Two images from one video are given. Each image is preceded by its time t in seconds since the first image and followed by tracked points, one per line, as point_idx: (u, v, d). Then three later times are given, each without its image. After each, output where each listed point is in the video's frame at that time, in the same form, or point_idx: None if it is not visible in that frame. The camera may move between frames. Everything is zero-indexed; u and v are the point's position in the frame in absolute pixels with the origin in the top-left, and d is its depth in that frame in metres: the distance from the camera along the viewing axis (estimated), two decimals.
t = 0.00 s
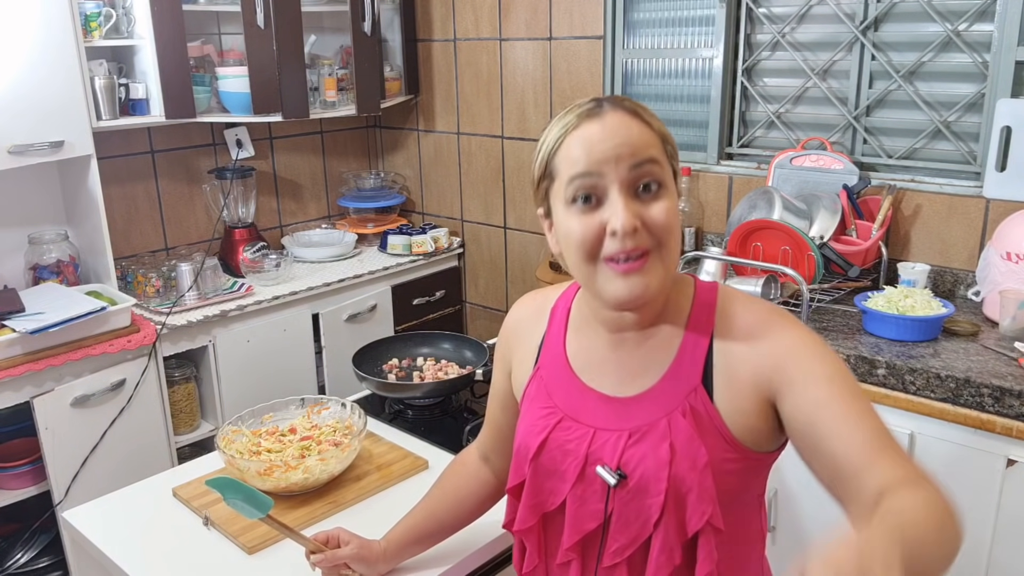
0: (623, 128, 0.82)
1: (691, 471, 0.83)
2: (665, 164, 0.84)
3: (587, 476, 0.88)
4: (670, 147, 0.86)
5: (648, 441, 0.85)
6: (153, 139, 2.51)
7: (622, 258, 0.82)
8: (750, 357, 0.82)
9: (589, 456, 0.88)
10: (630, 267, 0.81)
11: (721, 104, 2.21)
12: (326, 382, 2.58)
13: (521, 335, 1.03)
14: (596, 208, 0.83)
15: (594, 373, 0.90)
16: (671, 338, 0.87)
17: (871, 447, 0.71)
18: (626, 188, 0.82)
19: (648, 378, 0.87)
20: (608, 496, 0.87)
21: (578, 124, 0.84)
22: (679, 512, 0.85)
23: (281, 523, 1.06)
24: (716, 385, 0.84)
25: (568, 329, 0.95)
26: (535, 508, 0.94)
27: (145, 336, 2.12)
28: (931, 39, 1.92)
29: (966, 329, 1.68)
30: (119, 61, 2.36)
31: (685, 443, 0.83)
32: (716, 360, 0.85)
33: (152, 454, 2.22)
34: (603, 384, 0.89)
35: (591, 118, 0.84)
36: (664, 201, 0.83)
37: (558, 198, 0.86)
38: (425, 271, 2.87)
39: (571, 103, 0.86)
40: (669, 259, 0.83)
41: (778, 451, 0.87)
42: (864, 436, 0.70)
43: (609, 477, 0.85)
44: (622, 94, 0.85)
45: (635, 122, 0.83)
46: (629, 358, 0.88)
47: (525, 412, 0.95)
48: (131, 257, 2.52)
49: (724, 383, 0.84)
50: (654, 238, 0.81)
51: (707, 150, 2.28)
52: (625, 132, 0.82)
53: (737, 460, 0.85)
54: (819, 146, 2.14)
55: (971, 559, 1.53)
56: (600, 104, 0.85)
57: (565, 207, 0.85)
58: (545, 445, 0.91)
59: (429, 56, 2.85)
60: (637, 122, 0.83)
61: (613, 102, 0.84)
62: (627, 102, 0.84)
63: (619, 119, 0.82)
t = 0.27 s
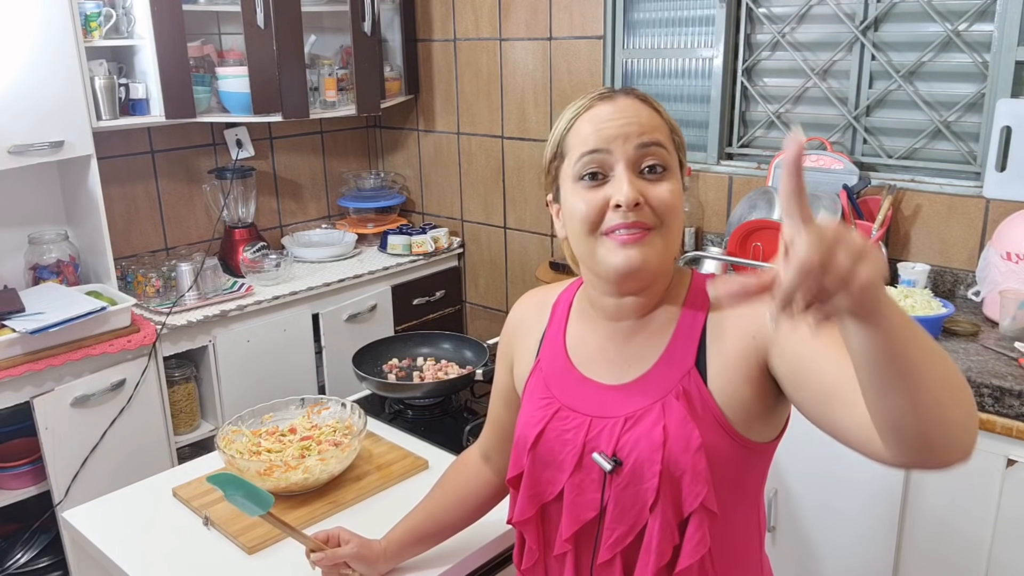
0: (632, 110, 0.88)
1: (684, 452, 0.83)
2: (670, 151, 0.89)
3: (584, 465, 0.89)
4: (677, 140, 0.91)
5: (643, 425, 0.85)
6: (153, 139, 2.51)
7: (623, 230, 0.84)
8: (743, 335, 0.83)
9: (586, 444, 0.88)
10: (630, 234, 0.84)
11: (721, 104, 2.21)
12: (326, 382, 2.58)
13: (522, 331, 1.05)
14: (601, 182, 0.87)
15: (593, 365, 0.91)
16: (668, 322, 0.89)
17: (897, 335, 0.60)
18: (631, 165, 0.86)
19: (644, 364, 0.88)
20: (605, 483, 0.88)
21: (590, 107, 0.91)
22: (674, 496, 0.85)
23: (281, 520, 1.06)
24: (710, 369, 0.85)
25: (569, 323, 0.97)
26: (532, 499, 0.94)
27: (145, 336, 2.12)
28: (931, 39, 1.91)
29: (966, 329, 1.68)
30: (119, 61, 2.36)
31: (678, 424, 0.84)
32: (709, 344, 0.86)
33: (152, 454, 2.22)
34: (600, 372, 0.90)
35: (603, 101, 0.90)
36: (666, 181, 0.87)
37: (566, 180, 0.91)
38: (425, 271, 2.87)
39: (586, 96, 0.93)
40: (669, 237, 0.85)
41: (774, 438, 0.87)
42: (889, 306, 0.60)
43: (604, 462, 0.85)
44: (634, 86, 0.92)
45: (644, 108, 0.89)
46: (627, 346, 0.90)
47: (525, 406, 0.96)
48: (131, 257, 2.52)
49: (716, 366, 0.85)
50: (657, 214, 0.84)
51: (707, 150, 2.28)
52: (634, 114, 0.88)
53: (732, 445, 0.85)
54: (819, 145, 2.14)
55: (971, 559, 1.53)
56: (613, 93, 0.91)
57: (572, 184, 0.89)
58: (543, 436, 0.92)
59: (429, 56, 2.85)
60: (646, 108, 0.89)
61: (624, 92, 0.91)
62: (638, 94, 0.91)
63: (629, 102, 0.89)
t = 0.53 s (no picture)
0: (625, 121, 0.87)
1: (679, 445, 0.83)
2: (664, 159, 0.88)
3: (581, 458, 0.89)
4: (668, 145, 0.91)
5: (639, 418, 0.85)
6: (153, 139, 2.51)
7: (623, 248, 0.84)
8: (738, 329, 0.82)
9: (583, 438, 0.88)
10: (630, 252, 0.84)
11: (721, 104, 2.21)
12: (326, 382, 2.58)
13: (523, 328, 1.05)
14: (598, 197, 0.87)
15: (591, 360, 0.92)
16: (664, 319, 0.89)
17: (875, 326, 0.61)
18: (627, 180, 0.86)
19: (641, 359, 0.88)
20: (601, 476, 0.88)
21: (582, 118, 0.89)
22: (670, 488, 0.85)
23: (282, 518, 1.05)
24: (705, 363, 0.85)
25: (569, 319, 0.98)
26: (531, 494, 0.95)
27: (145, 336, 2.12)
28: (931, 39, 1.91)
29: (966, 329, 1.68)
30: (118, 61, 2.36)
31: (673, 417, 0.84)
32: (705, 339, 0.86)
33: (152, 454, 2.22)
34: (598, 367, 0.91)
35: (594, 112, 0.89)
36: (662, 193, 0.86)
37: (562, 193, 0.90)
38: (425, 271, 2.87)
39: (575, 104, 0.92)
40: (667, 250, 0.86)
41: (771, 432, 0.86)
42: (862, 298, 0.60)
43: (601, 455, 0.86)
44: (624, 92, 0.91)
45: (636, 118, 0.88)
46: (624, 342, 0.90)
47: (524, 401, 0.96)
48: (131, 257, 2.52)
49: (712, 360, 0.84)
50: (655, 229, 0.84)
51: (707, 150, 2.28)
52: (626, 126, 0.87)
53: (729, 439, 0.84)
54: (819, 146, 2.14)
55: (971, 559, 1.53)
56: (603, 100, 0.90)
57: (569, 199, 0.89)
58: (541, 430, 0.92)
59: (429, 56, 2.85)
60: (638, 117, 0.88)
61: (615, 99, 0.90)
62: (628, 99, 0.90)
63: (620, 112, 0.88)
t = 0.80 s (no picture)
0: (624, 114, 0.87)
1: (683, 449, 0.83)
2: (663, 153, 0.88)
3: (583, 460, 0.89)
4: (668, 141, 0.91)
5: (642, 422, 0.85)
6: (153, 139, 2.51)
7: (622, 237, 0.84)
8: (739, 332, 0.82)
9: (585, 440, 0.88)
10: (628, 242, 0.84)
11: (721, 104, 2.21)
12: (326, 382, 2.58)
13: (524, 327, 1.05)
14: (597, 189, 0.86)
15: (592, 361, 0.92)
16: (665, 321, 0.89)
17: (820, 342, 0.67)
18: (626, 172, 0.86)
19: (643, 361, 0.88)
20: (604, 478, 0.88)
21: (582, 111, 0.90)
22: (672, 491, 0.85)
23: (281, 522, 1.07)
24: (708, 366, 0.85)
25: (569, 320, 0.98)
26: (532, 495, 0.94)
27: (145, 336, 2.12)
28: (931, 39, 1.92)
29: (966, 329, 1.68)
30: (119, 61, 2.36)
31: (677, 422, 0.84)
32: (707, 341, 0.85)
33: (152, 454, 2.22)
34: (599, 369, 0.91)
35: (595, 105, 0.89)
36: (661, 185, 0.87)
37: (561, 186, 0.90)
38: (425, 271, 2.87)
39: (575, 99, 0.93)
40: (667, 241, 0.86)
41: (772, 433, 0.86)
42: (799, 313, 0.68)
43: (604, 458, 0.86)
44: (623, 89, 0.91)
45: (635, 112, 0.88)
46: (626, 344, 0.90)
47: (526, 402, 0.96)
48: (131, 257, 2.52)
49: (714, 362, 0.84)
50: (654, 219, 0.84)
51: (707, 150, 2.28)
52: (625, 119, 0.87)
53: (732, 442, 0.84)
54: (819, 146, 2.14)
55: (971, 559, 1.53)
56: (603, 95, 0.91)
57: (567, 191, 0.89)
58: (543, 432, 0.92)
59: (429, 56, 2.85)
60: (637, 111, 0.88)
61: (615, 94, 0.90)
62: (628, 95, 0.91)
63: (620, 105, 0.88)
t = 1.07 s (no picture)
0: (627, 109, 0.88)
1: (685, 449, 0.83)
2: (665, 149, 0.88)
3: (586, 460, 0.89)
4: (671, 138, 0.91)
5: (644, 422, 0.85)
6: (153, 139, 2.51)
7: (622, 228, 0.84)
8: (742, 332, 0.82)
9: (587, 440, 0.88)
10: (628, 232, 0.84)
11: (721, 104, 2.21)
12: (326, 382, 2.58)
13: (524, 327, 1.05)
14: (598, 181, 0.86)
15: (593, 361, 0.92)
16: (667, 320, 0.89)
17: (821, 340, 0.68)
18: (627, 164, 0.86)
19: (645, 361, 0.88)
20: (607, 478, 0.88)
21: (586, 106, 0.90)
22: (675, 490, 0.85)
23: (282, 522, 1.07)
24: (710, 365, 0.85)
25: (569, 320, 0.97)
26: (535, 495, 0.94)
27: (145, 336, 2.12)
28: (931, 39, 1.92)
29: (966, 329, 1.68)
30: (119, 61, 2.36)
31: (679, 421, 0.84)
32: (709, 340, 0.85)
33: (152, 454, 2.22)
34: (600, 369, 0.90)
35: (599, 100, 0.89)
36: (662, 180, 0.86)
37: (562, 180, 0.90)
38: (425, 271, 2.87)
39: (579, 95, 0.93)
40: (666, 235, 0.85)
41: (773, 432, 0.86)
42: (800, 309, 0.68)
43: (607, 458, 0.86)
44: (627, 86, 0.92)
45: (637, 107, 0.88)
46: (628, 344, 0.90)
47: (527, 403, 0.96)
48: (131, 257, 2.52)
49: (716, 362, 0.84)
50: (654, 211, 0.84)
51: (707, 150, 2.28)
52: (628, 113, 0.87)
53: (734, 441, 0.84)
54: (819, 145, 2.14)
55: (972, 559, 1.53)
56: (607, 91, 0.91)
57: (568, 184, 0.89)
58: (545, 432, 0.92)
59: (429, 56, 2.85)
60: (639, 107, 0.89)
61: (619, 90, 0.91)
62: (632, 91, 0.91)
63: (624, 101, 0.89)
